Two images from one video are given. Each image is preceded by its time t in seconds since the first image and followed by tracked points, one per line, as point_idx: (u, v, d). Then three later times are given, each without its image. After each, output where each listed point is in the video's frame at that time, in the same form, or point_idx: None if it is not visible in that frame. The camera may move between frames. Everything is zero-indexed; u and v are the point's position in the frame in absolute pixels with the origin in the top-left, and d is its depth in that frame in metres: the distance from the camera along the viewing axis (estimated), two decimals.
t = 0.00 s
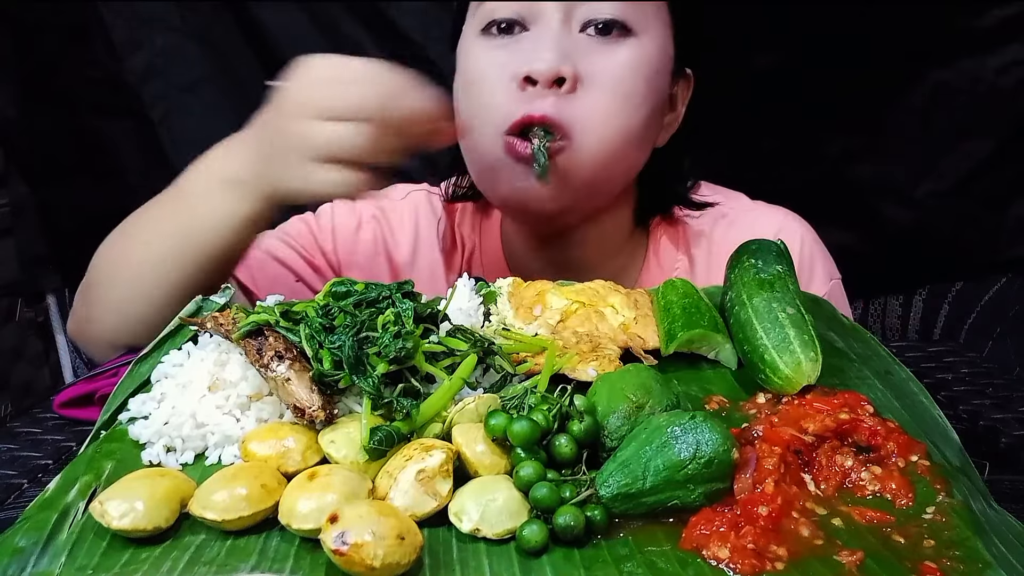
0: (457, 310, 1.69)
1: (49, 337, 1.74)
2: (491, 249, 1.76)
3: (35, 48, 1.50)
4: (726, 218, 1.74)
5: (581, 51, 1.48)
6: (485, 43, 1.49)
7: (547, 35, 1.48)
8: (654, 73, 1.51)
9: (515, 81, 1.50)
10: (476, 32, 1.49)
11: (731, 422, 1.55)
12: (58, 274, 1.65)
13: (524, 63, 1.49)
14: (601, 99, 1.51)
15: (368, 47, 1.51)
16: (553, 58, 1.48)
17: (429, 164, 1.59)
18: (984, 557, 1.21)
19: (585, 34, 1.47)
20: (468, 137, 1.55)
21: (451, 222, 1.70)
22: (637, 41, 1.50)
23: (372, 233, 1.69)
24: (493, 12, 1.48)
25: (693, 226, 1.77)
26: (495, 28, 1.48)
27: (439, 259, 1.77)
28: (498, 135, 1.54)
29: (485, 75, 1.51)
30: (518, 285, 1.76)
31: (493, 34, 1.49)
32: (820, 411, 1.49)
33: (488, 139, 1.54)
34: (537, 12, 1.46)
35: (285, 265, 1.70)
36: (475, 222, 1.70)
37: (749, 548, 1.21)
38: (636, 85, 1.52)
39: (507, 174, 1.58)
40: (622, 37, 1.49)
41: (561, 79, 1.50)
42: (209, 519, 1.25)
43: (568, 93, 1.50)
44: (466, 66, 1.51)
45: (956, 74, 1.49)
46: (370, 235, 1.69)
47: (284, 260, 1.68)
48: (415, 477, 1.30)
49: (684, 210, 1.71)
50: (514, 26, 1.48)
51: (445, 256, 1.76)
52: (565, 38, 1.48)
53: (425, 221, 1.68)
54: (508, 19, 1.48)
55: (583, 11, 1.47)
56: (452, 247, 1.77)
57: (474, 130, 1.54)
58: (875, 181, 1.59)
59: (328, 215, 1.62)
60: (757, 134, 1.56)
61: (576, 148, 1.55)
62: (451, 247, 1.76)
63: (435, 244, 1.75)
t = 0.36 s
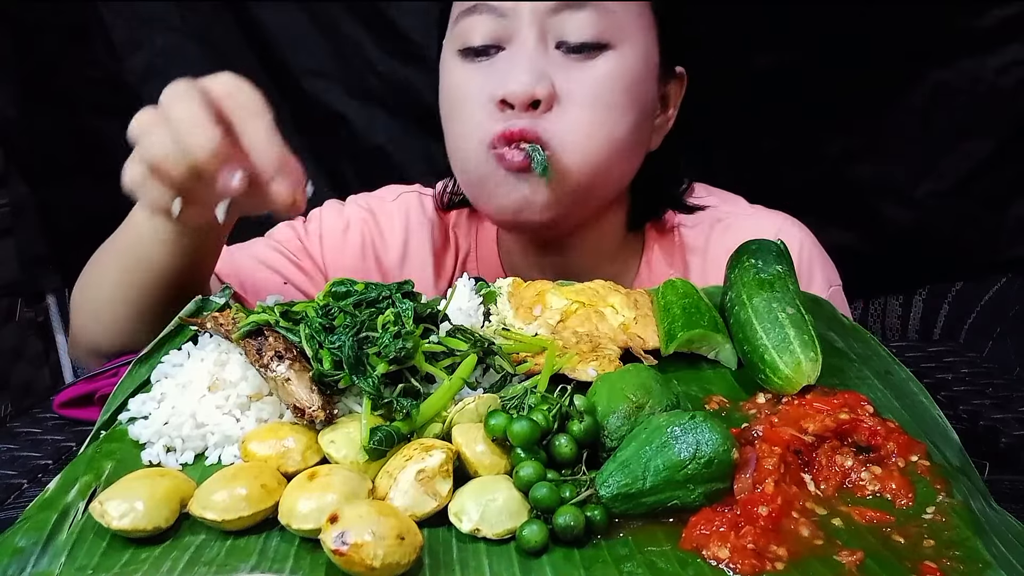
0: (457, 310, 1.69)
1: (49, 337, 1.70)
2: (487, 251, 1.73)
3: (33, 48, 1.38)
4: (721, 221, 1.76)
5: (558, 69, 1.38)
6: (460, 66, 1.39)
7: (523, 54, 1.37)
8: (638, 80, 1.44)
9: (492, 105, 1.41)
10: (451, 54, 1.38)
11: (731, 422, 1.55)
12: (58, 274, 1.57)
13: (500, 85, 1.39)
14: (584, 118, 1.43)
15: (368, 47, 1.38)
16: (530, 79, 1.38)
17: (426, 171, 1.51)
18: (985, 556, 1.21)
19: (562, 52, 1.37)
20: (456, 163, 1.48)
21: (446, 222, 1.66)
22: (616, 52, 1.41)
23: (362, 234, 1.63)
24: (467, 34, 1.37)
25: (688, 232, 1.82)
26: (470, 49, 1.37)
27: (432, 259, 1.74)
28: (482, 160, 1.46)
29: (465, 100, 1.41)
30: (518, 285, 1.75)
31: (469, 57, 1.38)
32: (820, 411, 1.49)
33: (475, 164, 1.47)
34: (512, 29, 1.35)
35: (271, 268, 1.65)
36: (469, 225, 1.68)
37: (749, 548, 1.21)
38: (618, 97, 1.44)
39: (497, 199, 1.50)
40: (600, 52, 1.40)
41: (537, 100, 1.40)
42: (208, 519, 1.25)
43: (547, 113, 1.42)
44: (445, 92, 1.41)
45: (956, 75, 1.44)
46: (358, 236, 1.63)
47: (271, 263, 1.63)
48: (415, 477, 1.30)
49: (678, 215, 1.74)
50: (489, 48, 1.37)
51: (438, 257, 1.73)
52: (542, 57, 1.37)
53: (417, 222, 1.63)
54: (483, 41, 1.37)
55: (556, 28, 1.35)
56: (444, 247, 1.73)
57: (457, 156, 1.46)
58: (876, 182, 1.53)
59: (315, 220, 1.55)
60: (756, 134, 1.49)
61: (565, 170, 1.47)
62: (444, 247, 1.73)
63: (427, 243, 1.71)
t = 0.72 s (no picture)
0: (457, 310, 1.68)
1: (49, 338, 1.56)
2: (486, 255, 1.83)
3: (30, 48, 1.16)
4: (721, 223, 1.92)
5: (552, 75, 1.37)
6: (455, 70, 1.35)
7: (517, 59, 1.36)
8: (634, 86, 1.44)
9: (488, 111, 1.40)
10: (445, 60, 1.34)
11: (731, 422, 1.55)
12: (58, 275, 1.35)
13: (495, 91, 1.37)
14: (580, 124, 1.43)
15: (369, 48, 1.23)
16: (525, 85, 1.37)
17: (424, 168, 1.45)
18: (985, 557, 1.20)
19: (558, 57, 1.36)
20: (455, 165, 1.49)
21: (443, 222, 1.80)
22: (611, 56, 1.40)
23: (365, 235, 1.72)
24: (462, 38, 1.32)
25: (686, 237, 1.98)
26: (465, 54, 1.34)
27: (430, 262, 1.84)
28: (480, 162, 1.47)
29: (462, 104, 1.38)
30: (518, 285, 1.76)
31: (464, 61, 1.35)
32: (820, 411, 1.49)
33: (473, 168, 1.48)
34: (507, 33, 1.33)
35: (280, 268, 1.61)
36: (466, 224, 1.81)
37: (749, 548, 1.21)
38: (613, 103, 1.43)
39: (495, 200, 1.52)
40: (594, 56, 1.38)
41: (532, 106, 1.39)
42: (208, 519, 1.26)
43: (542, 120, 1.41)
44: (440, 96, 1.37)
45: (957, 75, 1.37)
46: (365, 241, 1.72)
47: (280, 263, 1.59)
48: (415, 477, 1.30)
49: (677, 219, 1.93)
50: (483, 52, 1.34)
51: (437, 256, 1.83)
52: (536, 62, 1.36)
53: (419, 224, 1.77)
54: (477, 46, 1.33)
55: (550, 33, 1.33)
56: (443, 248, 1.85)
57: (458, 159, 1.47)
58: (877, 183, 1.49)
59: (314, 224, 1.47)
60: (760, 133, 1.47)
61: (563, 176, 1.47)
62: (443, 248, 1.85)
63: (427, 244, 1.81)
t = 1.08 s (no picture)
0: (458, 310, 1.67)
1: (51, 336, 1.72)
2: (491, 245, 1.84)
3: (30, 48, 1.30)
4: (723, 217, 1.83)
5: (566, 65, 1.41)
6: (471, 60, 1.40)
7: (533, 51, 1.40)
8: (646, 80, 1.47)
9: (502, 99, 1.43)
10: (463, 49, 1.39)
11: (731, 422, 1.55)
12: (58, 274, 1.56)
13: (510, 80, 1.42)
14: (593, 112, 1.46)
15: (369, 48, 1.33)
16: (539, 74, 1.41)
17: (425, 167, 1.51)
18: (985, 557, 1.20)
19: (572, 49, 1.40)
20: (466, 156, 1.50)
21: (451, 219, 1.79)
22: (624, 51, 1.45)
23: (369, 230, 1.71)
24: (479, 29, 1.38)
25: (689, 226, 1.89)
26: (482, 45, 1.39)
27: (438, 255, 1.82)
28: (493, 155, 1.48)
29: (475, 91, 1.42)
30: (518, 285, 1.79)
31: (481, 52, 1.40)
32: (820, 411, 1.49)
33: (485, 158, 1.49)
34: (523, 26, 1.38)
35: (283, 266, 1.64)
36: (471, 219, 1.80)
37: (749, 548, 1.21)
38: (626, 94, 1.47)
39: (506, 193, 1.54)
40: (608, 51, 1.43)
41: (546, 95, 1.43)
42: (208, 519, 1.25)
43: (555, 109, 1.45)
44: (456, 88, 1.42)
45: (957, 75, 1.44)
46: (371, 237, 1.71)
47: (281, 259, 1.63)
48: (415, 477, 1.30)
49: (677, 211, 1.83)
50: (499, 43, 1.39)
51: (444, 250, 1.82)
52: (550, 54, 1.40)
53: (426, 220, 1.75)
54: (494, 36, 1.39)
55: (565, 25, 1.38)
56: (450, 243, 1.83)
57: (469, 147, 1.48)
58: (878, 183, 1.55)
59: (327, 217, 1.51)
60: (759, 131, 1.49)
61: (574, 165, 1.51)
62: (452, 241, 1.83)
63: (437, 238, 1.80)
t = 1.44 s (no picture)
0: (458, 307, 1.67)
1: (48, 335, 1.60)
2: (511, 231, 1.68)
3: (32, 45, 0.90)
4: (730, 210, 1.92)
5: (590, 60, 1.29)
6: (495, 51, 1.12)
7: (558, 39, 1.20)
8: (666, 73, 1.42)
9: (527, 89, 1.21)
10: (486, 43, 1.10)
11: (731, 422, 1.55)
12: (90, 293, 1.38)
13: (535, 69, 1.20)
14: (616, 99, 1.37)
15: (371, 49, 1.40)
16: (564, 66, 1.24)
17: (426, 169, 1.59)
18: (985, 556, 1.20)
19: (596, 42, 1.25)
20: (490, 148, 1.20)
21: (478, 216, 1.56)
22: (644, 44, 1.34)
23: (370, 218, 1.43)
24: (503, 20, 1.11)
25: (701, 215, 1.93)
26: (507, 38, 1.13)
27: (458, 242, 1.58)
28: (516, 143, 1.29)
29: (498, 82, 1.14)
30: (518, 284, 1.79)
31: (505, 45, 1.13)
32: (820, 410, 1.49)
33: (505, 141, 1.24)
34: (549, 17, 1.15)
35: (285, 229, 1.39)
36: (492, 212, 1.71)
37: (749, 548, 1.21)
38: (647, 83, 1.39)
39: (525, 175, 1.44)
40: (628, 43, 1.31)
41: (571, 85, 1.29)
42: (208, 519, 1.25)
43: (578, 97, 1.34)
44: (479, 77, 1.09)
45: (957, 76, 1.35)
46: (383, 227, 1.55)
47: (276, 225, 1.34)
48: (415, 477, 1.30)
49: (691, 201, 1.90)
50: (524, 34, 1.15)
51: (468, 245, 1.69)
52: (573, 47, 1.23)
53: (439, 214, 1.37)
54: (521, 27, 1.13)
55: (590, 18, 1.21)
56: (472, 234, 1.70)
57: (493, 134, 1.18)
58: (877, 182, 1.59)
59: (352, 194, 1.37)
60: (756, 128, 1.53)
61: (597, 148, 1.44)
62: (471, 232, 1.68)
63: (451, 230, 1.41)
